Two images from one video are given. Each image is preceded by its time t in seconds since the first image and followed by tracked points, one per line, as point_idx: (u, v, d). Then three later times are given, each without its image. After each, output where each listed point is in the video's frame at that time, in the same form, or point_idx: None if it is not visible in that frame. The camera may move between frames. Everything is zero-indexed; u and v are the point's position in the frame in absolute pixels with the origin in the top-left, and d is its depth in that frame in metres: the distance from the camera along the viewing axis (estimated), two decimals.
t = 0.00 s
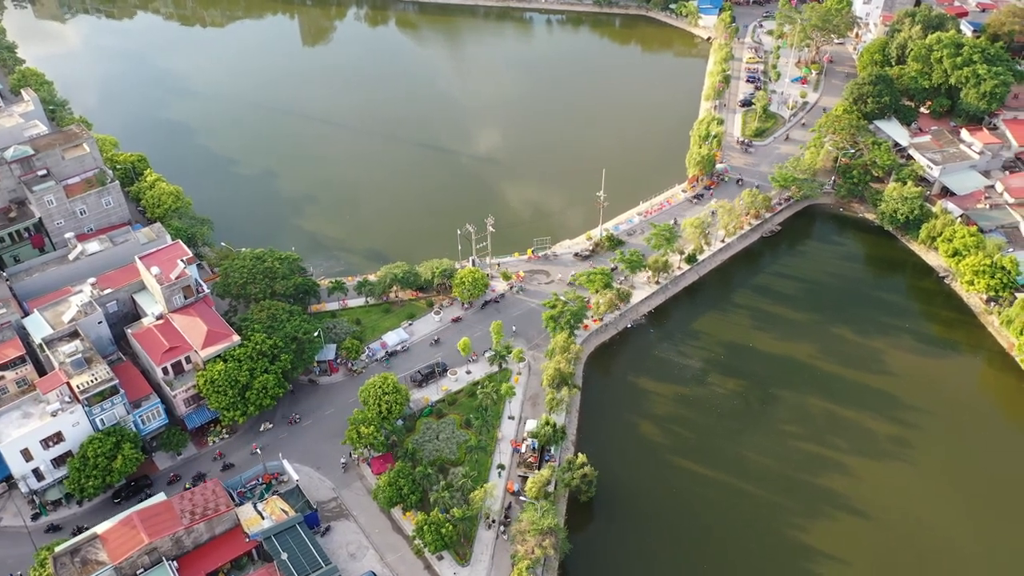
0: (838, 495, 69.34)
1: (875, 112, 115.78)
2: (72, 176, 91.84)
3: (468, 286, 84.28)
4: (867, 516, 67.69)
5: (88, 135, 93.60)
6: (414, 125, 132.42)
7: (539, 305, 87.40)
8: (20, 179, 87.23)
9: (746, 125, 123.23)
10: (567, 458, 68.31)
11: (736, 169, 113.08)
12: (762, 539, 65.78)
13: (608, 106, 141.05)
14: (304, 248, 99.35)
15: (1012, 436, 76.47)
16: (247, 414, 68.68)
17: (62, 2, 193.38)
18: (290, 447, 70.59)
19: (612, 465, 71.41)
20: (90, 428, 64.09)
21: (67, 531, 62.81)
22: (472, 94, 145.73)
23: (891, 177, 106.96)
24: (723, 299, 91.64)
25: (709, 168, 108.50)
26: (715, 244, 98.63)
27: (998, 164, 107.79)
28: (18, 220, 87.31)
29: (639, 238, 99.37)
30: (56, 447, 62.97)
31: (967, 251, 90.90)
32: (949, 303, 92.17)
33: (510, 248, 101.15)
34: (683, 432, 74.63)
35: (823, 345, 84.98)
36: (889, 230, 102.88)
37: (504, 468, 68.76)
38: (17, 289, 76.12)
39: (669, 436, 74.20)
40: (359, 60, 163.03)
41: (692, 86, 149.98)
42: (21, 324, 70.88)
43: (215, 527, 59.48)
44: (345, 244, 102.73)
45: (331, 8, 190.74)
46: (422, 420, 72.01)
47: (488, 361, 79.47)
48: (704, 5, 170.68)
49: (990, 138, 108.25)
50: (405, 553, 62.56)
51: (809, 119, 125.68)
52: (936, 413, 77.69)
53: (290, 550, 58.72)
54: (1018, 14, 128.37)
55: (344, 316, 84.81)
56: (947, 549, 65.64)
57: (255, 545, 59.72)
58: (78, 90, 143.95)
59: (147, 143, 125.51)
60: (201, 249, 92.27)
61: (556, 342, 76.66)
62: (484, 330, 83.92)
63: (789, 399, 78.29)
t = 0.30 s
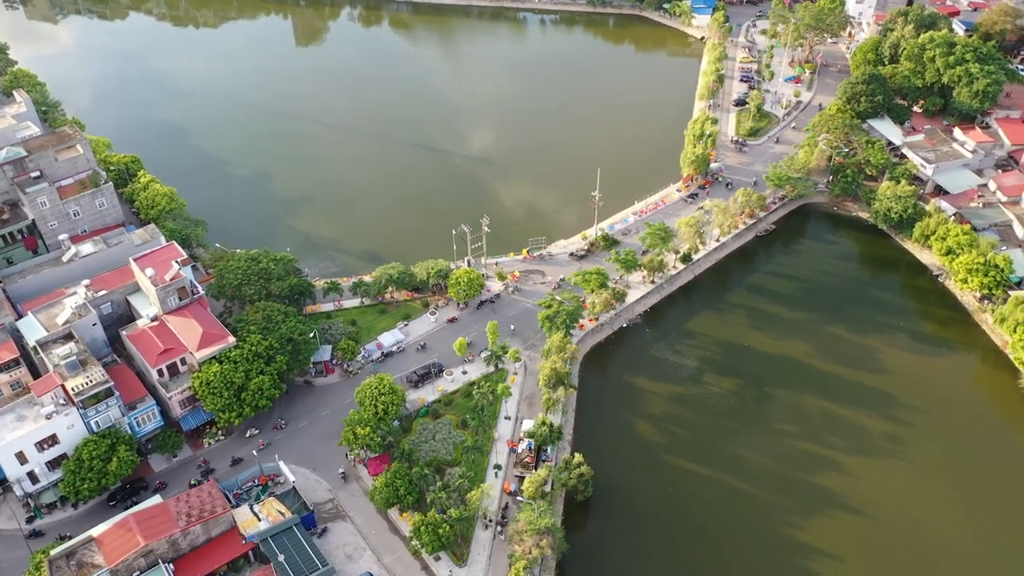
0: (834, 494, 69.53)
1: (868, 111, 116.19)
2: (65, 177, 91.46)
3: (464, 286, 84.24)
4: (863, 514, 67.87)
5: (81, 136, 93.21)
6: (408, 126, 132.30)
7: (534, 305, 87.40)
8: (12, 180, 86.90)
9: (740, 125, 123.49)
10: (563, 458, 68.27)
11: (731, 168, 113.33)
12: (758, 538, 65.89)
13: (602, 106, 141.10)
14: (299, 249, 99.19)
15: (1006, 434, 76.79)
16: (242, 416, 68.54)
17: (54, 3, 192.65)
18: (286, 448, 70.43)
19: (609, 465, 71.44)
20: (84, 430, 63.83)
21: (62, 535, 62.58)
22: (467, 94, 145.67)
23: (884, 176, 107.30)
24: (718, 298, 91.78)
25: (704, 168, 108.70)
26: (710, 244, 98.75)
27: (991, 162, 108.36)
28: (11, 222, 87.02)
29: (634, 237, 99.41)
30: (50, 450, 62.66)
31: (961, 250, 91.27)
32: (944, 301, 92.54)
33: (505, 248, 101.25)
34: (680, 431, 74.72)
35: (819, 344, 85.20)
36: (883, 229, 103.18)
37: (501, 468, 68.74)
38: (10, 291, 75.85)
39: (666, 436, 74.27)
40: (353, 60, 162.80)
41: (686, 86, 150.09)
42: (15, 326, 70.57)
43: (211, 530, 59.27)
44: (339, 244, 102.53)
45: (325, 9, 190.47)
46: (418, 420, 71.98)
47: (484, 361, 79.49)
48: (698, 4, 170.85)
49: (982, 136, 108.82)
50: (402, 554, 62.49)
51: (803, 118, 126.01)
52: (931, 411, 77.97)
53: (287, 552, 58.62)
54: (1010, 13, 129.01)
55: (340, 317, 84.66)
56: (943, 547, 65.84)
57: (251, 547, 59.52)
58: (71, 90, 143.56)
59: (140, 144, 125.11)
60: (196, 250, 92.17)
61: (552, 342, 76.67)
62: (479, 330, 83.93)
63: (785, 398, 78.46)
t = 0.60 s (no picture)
0: (833, 492, 69.74)
1: (863, 110, 116.60)
2: (60, 179, 91.03)
3: (461, 286, 84.22)
4: (862, 513, 68.07)
5: (75, 138, 92.74)
6: (403, 126, 132.28)
7: (532, 305, 87.38)
8: (7, 182, 86.50)
9: (736, 124, 123.83)
10: (563, 457, 68.26)
11: (726, 168, 113.55)
12: (758, 537, 66.00)
13: (598, 106, 141.22)
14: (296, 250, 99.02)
15: (1003, 431, 77.13)
16: (241, 417, 68.41)
17: (46, 4, 191.74)
18: (285, 450, 70.24)
19: (608, 464, 71.49)
20: (82, 433, 63.57)
21: (60, 538, 62.31)
22: (462, 94, 145.64)
23: (880, 174, 107.64)
24: (715, 298, 91.92)
25: (700, 167, 108.86)
26: (706, 243, 98.91)
27: (985, 160, 108.29)
28: (6, 225, 86.65)
29: (630, 237, 99.43)
30: (48, 453, 62.35)
31: (956, 248, 91.65)
32: (940, 299, 92.86)
33: (503, 248, 101.23)
34: (679, 431, 74.84)
35: (816, 342, 85.41)
36: (879, 228, 103.50)
37: (501, 468, 68.74)
38: (6, 294, 75.53)
39: (665, 435, 74.36)
40: (348, 60, 162.62)
41: (681, 85, 150.29)
42: (11, 329, 70.23)
43: (211, 532, 59.07)
44: (335, 245, 102.38)
45: (319, 9, 190.15)
46: (417, 421, 71.98)
47: (482, 361, 79.47)
48: (692, 4, 171.18)
49: (977, 135, 108.97)
50: (401, 555, 62.39)
51: (798, 117, 126.32)
52: (929, 409, 78.24)
53: (287, 553, 58.54)
54: (1003, 12, 129.69)
55: (337, 318, 84.44)
56: (942, 545, 66.07)
57: (251, 549, 59.35)
58: (65, 91, 143.04)
59: (135, 145, 124.66)
60: (192, 252, 92.02)
61: (550, 342, 76.68)
62: (477, 330, 83.91)
63: (783, 396, 78.63)
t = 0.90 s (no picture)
0: (836, 490, 69.85)
1: (862, 109, 116.85)
2: (60, 180, 90.70)
3: (463, 287, 84.20)
4: (865, 511, 68.18)
5: (75, 139, 92.37)
6: (401, 126, 132.20)
7: (534, 305, 87.35)
8: (7, 184, 86.27)
9: (735, 124, 123.99)
10: (566, 457, 68.26)
11: (726, 167, 113.67)
12: (762, 536, 66.06)
13: (596, 106, 141.25)
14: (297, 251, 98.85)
15: (1004, 430, 77.34)
16: (244, 418, 68.35)
17: (42, 5, 191.14)
18: (289, 451, 70.09)
19: (611, 464, 71.52)
20: (85, 435, 63.40)
21: (64, 540, 62.12)
22: (460, 94, 145.61)
23: (879, 173, 107.93)
24: (716, 297, 92.02)
25: (700, 167, 108.91)
26: (707, 242, 98.99)
27: (984, 160, 108.75)
28: (5, 226, 86.29)
29: (631, 237, 99.41)
30: (51, 455, 62.16)
31: (956, 247, 91.87)
32: (940, 298, 93.08)
33: (504, 248, 101.13)
34: (681, 430, 74.89)
35: (817, 341, 85.54)
36: (878, 227, 103.73)
37: (504, 468, 68.72)
38: (7, 296, 75.30)
39: (667, 435, 74.41)
40: (345, 61, 162.43)
41: (678, 85, 150.38)
42: (13, 331, 69.96)
43: (215, 533, 58.96)
44: (335, 246, 102.20)
45: (317, 9, 189.83)
46: (420, 421, 71.90)
47: (484, 362, 79.41)
48: (690, 4, 171.30)
49: (975, 134, 109.41)
50: (406, 556, 62.32)
51: (797, 117, 126.47)
52: (930, 408, 78.45)
53: (291, 554, 58.35)
54: (1000, 11, 130.12)
55: (339, 319, 84.25)
56: (945, 543, 66.20)
57: (255, 550, 59.34)
58: (62, 92, 142.59)
59: (133, 146, 124.26)
60: (192, 253, 91.82)
61: (552, 341, 76.71)
62: (479, 330, 83.93)
63: (785, 395, 78.73)
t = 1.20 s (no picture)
0: (843, 489, 69.92)
1: (864, 108, 117.04)
2: (63, 181, 90.42)
3: (468, 287, 84.17)
4: (873, 510, 68.26)
5: (78, 140, 92.08)
6: (401, 125, 132.20)
7: (539, 305, 87.36)
8: (10, 185, 86.06)
9: (737, 123, 124.05)
10: (574, 457, 68.23)
11: (728, 167, 113.67)
12: (770, 536, 66.12)
13: (597, 106, 141.21)
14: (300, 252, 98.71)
15: (1009, 428, 77.50)
16: (251, 419, 68.31)
17: (40, 5, 190.64)
18: (296, 452, 70.03)
19: (618, 464, 71.51)
20: (92, 437, 63.23)
21: (71, 542, 61.95)
22: (461, 94, 145.58)
23: (881, 173, 108.15)
24: (721, 296, 92.09)
25: (703, 166, 108.92)
26: (711, 242, 98.97)
27: (987, 158, 109.34)
28: (8, 227, 86.02)
29: (635, 236, 99.37)
30: (58, 457, 62.00)
31: (960, 245, 91.93)
32: (943, 296, 93.22)
33: (508, 248, 100.96)
34: (688, 429, 74.93)
35: (822, 340, 85.62)
36: (881, 226, 103.87)
37: (512, 469, 68.70)
38: (11, 297, 75.09)
39: (674, 434, 74.43)
40: (345, 61, 162.22)
41: (679, 85, 150.41)
42: (19, 333, 69.77)
43: (224, 535, 58.84)
44: (338, 246, 102.04)
45: (317, 9, 189.60)
46: (427, 422, 71.86)
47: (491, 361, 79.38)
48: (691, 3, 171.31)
49: (977, 133, 110.10)
50: (415, 557, 62.24)
51: (798, 116, 126.59)
52: (936, 406, 78.58)
53: (301, 556, 58.21)
54: (1000, 10, 130.40)
55: (344, 319, 84.06)
56: (953, 542, 66.28)
57: (264, 552, 59.23)
58: (64, 93, 142.28)
59: (134, 147, 123.97)
60: (196, 253, 91.64)
61: (559, 342, 76.73)
62: (485, 330, 83.94)
63: (791, 395, 78.82)
